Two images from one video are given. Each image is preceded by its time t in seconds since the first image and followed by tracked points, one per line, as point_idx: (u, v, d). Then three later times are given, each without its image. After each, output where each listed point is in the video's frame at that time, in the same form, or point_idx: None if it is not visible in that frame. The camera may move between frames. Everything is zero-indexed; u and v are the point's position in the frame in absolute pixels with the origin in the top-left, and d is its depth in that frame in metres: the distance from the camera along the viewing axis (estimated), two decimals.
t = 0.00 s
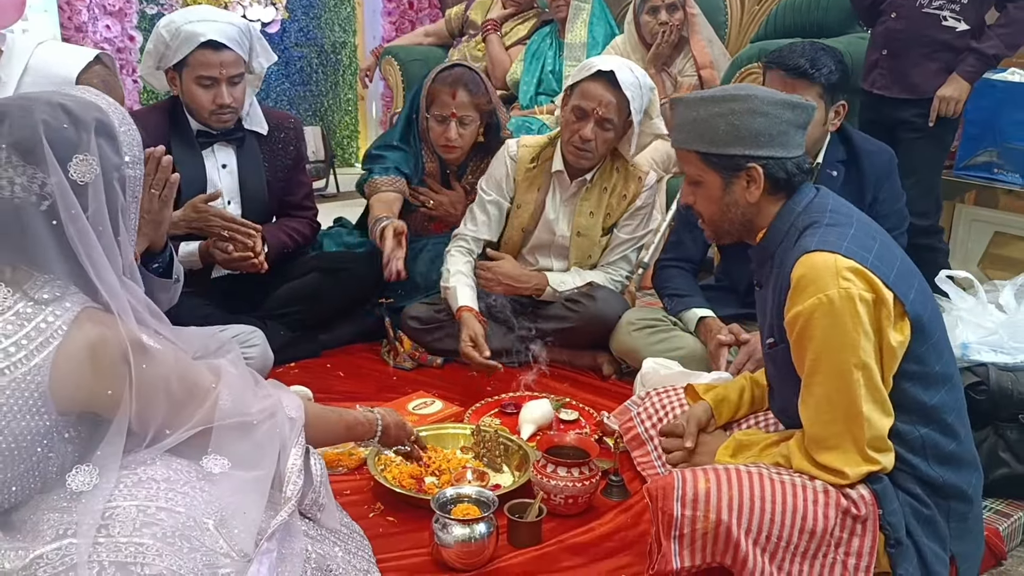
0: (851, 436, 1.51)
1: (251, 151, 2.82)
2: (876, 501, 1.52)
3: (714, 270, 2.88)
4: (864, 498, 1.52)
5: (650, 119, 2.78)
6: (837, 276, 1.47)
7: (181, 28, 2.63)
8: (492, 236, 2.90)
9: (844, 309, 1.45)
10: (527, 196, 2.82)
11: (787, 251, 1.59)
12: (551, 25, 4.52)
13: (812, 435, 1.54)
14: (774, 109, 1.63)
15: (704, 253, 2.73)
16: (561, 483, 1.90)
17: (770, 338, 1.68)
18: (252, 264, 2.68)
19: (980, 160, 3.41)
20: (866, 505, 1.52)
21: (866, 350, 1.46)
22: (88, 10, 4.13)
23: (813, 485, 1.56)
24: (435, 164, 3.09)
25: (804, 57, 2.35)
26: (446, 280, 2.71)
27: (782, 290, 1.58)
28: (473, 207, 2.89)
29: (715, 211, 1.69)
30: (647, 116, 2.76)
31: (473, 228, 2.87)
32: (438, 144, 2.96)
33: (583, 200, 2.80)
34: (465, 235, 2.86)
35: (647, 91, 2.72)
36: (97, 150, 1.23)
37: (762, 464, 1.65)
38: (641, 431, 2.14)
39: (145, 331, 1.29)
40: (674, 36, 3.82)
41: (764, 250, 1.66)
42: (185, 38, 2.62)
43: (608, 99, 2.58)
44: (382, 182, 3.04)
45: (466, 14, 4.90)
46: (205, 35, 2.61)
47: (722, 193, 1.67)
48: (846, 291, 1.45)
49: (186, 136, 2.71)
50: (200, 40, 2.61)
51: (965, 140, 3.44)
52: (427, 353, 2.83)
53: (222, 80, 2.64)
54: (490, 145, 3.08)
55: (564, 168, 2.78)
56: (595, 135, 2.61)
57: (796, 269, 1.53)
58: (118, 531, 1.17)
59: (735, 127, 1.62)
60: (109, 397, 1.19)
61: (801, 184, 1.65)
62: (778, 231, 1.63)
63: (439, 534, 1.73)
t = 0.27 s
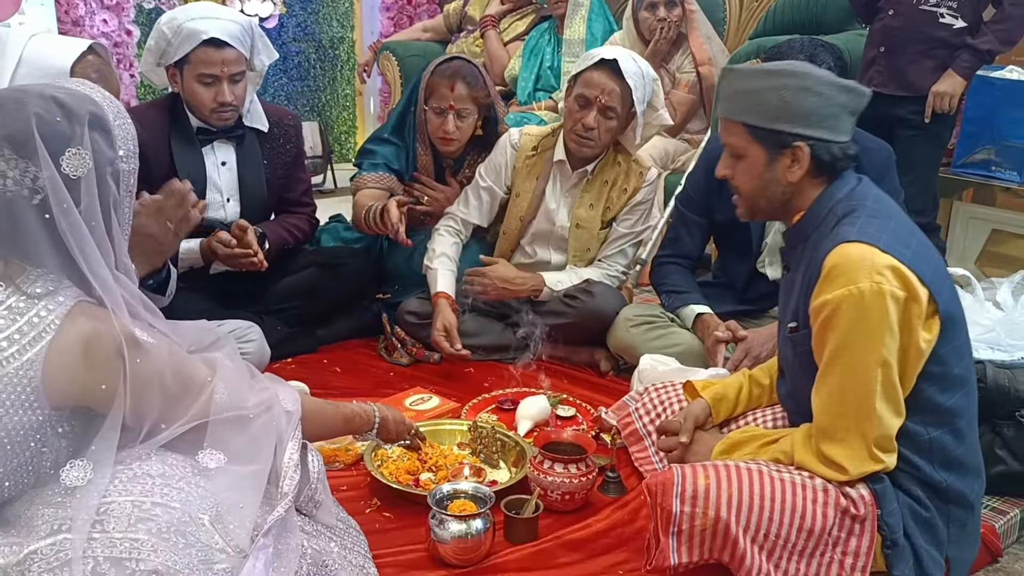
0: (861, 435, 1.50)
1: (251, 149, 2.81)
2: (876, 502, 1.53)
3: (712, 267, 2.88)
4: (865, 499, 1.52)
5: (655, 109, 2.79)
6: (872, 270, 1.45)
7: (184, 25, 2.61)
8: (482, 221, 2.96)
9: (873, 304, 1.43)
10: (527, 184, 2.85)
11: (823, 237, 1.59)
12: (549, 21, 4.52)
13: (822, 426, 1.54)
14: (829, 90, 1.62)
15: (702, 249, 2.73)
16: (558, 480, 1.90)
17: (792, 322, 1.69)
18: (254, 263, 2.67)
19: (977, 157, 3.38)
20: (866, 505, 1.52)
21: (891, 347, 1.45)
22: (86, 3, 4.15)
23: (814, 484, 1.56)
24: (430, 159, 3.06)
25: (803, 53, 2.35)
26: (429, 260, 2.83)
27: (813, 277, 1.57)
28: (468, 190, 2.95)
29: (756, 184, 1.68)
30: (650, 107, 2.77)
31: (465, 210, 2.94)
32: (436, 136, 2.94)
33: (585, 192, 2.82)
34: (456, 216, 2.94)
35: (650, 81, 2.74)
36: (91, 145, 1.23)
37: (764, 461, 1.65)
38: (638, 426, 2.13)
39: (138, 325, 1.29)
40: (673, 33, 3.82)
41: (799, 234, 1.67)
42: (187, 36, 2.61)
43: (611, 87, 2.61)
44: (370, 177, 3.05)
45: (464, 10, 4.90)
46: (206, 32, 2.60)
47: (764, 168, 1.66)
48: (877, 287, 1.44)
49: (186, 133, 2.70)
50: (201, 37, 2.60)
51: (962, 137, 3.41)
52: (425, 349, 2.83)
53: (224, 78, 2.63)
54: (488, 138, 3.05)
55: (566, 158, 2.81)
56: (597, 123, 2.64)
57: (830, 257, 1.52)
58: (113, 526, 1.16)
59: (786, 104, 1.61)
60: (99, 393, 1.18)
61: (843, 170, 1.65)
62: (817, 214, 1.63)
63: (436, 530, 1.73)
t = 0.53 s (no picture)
0: (887, 433, 1.48)
1: (255, 147, 2.79)
2: (878, 505, 1.53)
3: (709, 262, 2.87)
4: (866, 500, 1.53)
5: (641, 98, 2.75)
6: (932, 265, 1.44)
7: (200, 24, 2.59)
8: (476, 215, 2.99)
9: (930, 297, 1.43)
10: (520, 178, 2.86)
11: (882, 225, 1.58)
12: (546, 15, 4.52)
13: (849, 417, 1.51)
14: (917, 70, 1.56)
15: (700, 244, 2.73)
16: (554, 474, 1.89)
17: (834, 305, 1.68)
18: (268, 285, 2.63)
19: (975, 153, 3.28)
20: (867, 506, 1.53)
21: (939, 345, 1.44)
22: None
23: (815, 481, 1.57)
24: (422, 137, 3.13)
25: (800, 47, 2.35)
26: (420, 251, 2.88)
27: (869, 263, 1.56)
28: (461, 183, 2.98)
29: (824, 156, 1.62)
30: (637, 94, 2.75)
31: (459, 204, 2.98)
32: (426, 111, 3.01)
33: (577, 184, 2.82)
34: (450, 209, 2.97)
35: (634, 69, 2.73)
36: (49, 119, 1.22)
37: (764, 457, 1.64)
38: (638, 418, 2.12)
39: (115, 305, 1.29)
40: (669, 27, 3.80)
41: (854, 217, 1.66)
42: (203, 34, 2.59)
43: (588, 75, 2.64)
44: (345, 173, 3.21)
45: (461, 4, 4.89)
46: (224, 32, 2.59)
47: (840, 140, 1.59)
48: (935, 282, 1.43)
49: (196, 129, 2.69)
50: (219, 36, 2.59)
51: (960, 132, 3.30)
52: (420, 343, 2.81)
53: (238, 78, 2.62)
54: (479, 117, 3.15)
55: (558, 151, 2.82)
56: (579, 114, 2.67)
57: (889, 246, 1.51)
58: (107, 519, 1.15)
59: (874, 77, 1.55)
60: (75, 371, 1.18)
61: (913, 157, 1.61)
62: (880, 197, 1.61)
63: (432, 524, 1.73)
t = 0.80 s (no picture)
0: (893, 420, 1.49)
1: (273, 151, 2.75)
2: (873, 500, 1.56)
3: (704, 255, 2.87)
4: (861, 495, 1.55)
5: (621, 88, 2.72)
6: (962, 258, 1.45)
7: (239, 24, 2.53)
8: (464, 212, 2.98)
9: (956, 290, 1.44)
10: (508, 174, 2.85)
11: (912, 214, 1.57)
12: (542, 7, 4.50)
13: (858, 400, 1.51)
14: (961, 61, 1.58)
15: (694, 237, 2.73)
16: (548, 467, 1.89)
17: (851, 292, 1.67)
18: (292, 317, 2.52)
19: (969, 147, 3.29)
20: (863, 501, 1.55)
21: (959, 337, 1.45)
22: None
23: (811, 474, 1.59)
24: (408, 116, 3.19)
25: (797, 40, 2.34)
26: (410, 248, 2.86)
27: (894, 251, 1.56)
28: (449, 181, 2.96)
29: (863, 142, 1.61)
30: (617, 85, 2.72)
31: (447, 201, 2.96)
32: (412, 89, 3.02)
33: (565, 179, 2.80)
34: (438, 207, 2.95)
35: (613, 59, 2.70)
36: None
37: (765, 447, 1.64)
38: (634, 409, 2.13)
39: (59, 275, 1.16)
40: (664, 20, 3.78)
41: (881, 206, 1.66)
42: (242, 35, 2.53)
43: (564, 69, 2.61)
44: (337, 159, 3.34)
45: None
46: (262, 35, 2.54)
47: (880, 127, 1.59)
48: (963, 276, 1.44)
49: (222, 134, 2.64)
50: (259, 40, 2.53)
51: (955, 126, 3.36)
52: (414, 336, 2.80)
53: (269, 83, 2.57)
54: (463, 96, 3.17)
55: (542, 146, 2.80)
56: (558, 110, 2.64)
57: (918, 235, 1.51)
58: (96, 515, 1.12)
59: (920, 65, 1.56)
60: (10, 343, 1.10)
61: (948, 151, 1.61)
62: (911, 187, 1.60)
63: (426, 517, 1.72)
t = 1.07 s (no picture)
0: (882, 402, 1.52)
1: (305, 158, 2.76)
2: (871, 494, 1.58)
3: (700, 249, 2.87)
4: (859, 488, 1.58)
5: (600, 83, 2.70)
6: (974, 251, 1.46)
7: (291, 36, 2.48)
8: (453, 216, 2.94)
9: (964, 281, 1.45)
10: (494, 176, 2.82)
11: (929, 205, 1.59)
12: None
13: (852, 377, 1.53)
14: (989, 54, 1.59)
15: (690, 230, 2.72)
16: (544, 459, 1.88)
17: (861, 280, 1.69)
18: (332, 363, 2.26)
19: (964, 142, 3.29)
20: (860, 494, 1.58)
21: (960, 328, 1.47)
22: None
23: (808, 468, 1.62)
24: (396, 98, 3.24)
25: (794, 33, 2.33)
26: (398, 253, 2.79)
27: (909, 240, 1.58)
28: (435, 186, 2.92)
29: (885, 131, 1.62)
30: (595, 81, 2.69)
31: (434, 207, 2.91)
32: (399, 72, 3.09)
33: (550, 177, 2.77)
34: (425, 213, 2.90)
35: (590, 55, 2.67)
36: None
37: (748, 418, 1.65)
38: (630, 402, 2.13)
39: None
40: (660, 13, 3.74)
41: (897, 195, 1.67)
42: (292, 48, 2.49)
43: (541, 69, 2.59)
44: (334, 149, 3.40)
45: None
46: (314, 49, 2.50)
47: (903, 116, 1.60)
48: (973, 268, 1.45)
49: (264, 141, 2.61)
50: (309, 54, 2.50)
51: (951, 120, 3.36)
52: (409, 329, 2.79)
53: (313, 97, 2.54)
54: (450, 79, 3.23)
55: (524, 146, 2.77)
56: (537, 110, 2.62)
57: (934, 225, 1.53)
58: (81, 510, 1.12)
59: (947, 56, 1.56)
60: None
61: (970, 144, 1.62)
62: (929, 178, 1.62)
63: (421, 509, 1.72)
